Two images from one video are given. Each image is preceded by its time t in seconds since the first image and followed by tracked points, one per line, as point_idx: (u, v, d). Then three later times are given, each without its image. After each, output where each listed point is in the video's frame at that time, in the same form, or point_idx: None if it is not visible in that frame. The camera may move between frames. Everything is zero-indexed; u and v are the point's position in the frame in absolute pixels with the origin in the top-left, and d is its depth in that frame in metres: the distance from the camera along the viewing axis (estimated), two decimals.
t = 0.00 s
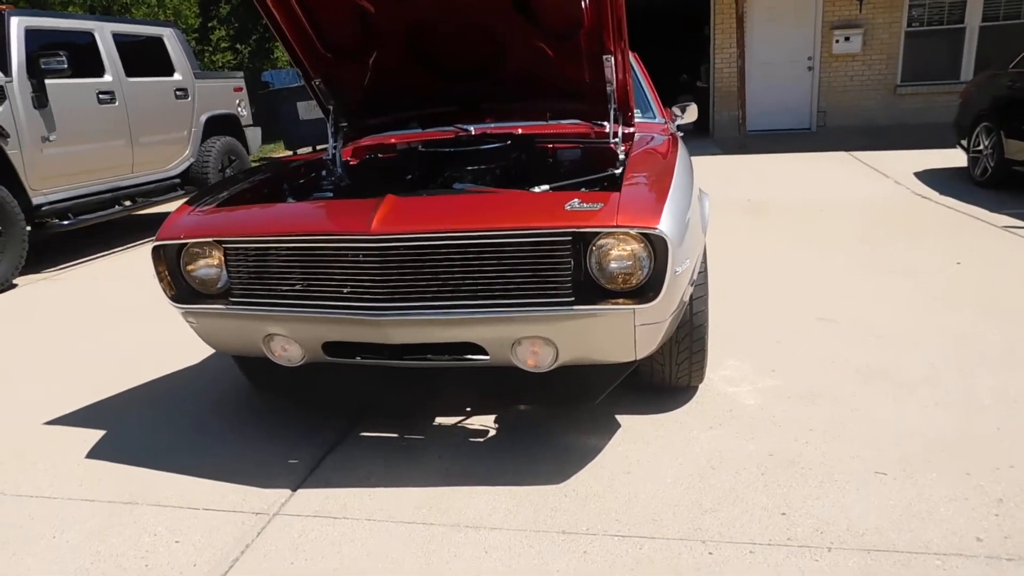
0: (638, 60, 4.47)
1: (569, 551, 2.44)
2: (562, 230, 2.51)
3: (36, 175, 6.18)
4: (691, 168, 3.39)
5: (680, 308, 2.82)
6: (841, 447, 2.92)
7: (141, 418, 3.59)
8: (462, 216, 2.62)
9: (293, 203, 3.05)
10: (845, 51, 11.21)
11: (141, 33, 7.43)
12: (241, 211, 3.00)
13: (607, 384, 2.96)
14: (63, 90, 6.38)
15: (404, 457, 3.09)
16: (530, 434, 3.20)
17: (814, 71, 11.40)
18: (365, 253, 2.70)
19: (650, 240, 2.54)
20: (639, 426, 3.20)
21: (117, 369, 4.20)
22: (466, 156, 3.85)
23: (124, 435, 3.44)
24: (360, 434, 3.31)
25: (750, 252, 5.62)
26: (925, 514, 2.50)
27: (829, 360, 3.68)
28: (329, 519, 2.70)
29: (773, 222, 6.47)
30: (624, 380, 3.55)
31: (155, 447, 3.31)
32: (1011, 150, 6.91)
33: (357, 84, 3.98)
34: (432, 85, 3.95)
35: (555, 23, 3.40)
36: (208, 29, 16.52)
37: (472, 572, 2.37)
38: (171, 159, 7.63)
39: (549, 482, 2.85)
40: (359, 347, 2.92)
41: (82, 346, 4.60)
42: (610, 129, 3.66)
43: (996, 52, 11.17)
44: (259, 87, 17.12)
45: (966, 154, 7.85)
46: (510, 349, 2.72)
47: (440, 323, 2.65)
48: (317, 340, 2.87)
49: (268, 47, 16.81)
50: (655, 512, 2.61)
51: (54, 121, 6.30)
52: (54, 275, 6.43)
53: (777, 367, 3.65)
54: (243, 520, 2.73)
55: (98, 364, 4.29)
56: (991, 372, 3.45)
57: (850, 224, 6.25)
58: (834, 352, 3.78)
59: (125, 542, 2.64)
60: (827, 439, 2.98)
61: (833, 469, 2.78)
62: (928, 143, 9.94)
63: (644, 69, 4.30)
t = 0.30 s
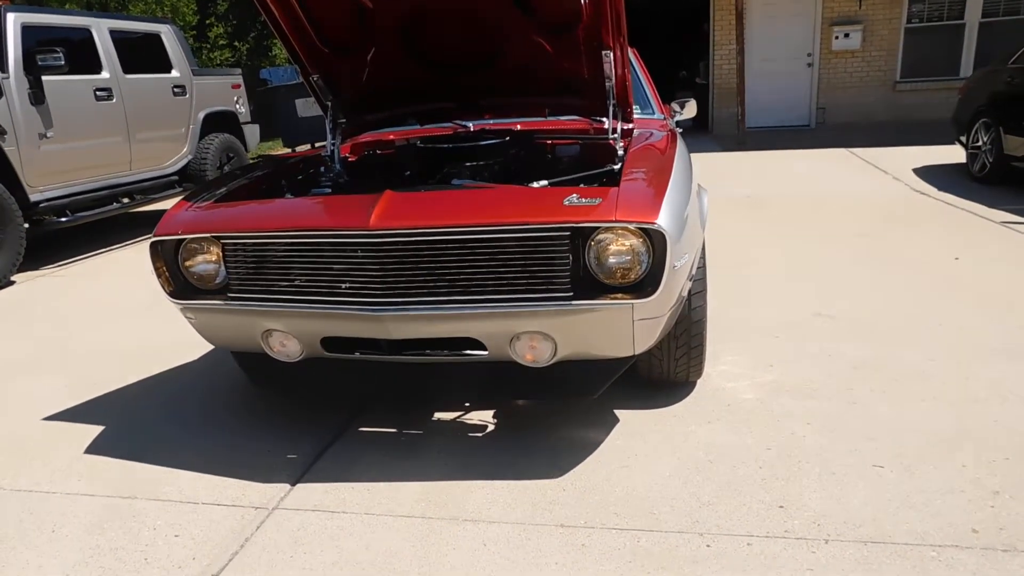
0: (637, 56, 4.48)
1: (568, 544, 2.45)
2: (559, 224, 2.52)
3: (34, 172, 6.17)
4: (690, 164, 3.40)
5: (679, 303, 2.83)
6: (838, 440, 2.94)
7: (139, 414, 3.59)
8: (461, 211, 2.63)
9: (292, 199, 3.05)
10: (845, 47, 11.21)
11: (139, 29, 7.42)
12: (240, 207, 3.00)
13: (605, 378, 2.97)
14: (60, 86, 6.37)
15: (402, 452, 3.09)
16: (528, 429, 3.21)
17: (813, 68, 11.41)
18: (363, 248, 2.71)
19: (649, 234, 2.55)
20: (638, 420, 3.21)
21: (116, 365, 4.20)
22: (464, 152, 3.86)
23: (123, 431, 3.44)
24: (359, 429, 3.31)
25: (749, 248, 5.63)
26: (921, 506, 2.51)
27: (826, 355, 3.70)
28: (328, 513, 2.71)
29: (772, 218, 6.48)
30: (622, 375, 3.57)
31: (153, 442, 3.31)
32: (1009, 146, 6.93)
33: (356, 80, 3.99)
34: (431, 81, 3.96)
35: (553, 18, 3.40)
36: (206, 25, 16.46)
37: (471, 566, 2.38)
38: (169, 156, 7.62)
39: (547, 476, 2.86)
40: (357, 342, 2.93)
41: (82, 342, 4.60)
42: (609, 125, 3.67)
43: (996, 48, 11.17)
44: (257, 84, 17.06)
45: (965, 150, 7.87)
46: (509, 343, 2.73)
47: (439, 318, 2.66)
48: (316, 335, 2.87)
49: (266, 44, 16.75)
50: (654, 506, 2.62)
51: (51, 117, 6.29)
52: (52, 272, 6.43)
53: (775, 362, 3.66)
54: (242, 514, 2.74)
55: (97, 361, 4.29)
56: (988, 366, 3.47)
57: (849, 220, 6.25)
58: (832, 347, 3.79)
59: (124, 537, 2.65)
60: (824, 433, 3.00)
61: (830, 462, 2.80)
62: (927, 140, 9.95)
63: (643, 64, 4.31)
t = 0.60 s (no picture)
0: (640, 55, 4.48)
1: (569, 541, 2.45)
2: (562, 222, 2.52)
3: (36, 169, 6.18)
4: (692, 163, 3.40)
5: (680, 302, 2.83)
6: (839, 440, 2.94)
7: (141, 410, 3.60)
8: (463, 209, 2.63)
9: (294, 196, 3.05)
10: (848, 48, 11.21)
11: (141, 26, 7.42)
12: (242, 203, 3.01)
13: (606, 376, 2.97)
14: (63, 83, 6.38)
15: (403, 449, 3.10)
16: (529, 427, 3.21)
17: (816, 68, 11.42)
18: (365, 245, 2.71)
19: (650, 233, 2.55)
20: (639, 419, 3.22)
21: (117, 362, 4.20)
22: (466, 150, 3.86)
23: (124, 426, 3.44)
24: (360, 426, 3.31)
25: (751, 248, 5.63)
26: (922, 506, 2.51)
27: (828, 355, 3.70)
28: (328, 510, 2.71)
29: (774, 218, 6.48)
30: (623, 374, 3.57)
31: (155, 438, 3.31)
32: (1013, 148, 6.92)
33: (358, 77, 3.99)
34: (434, 79, 3.96)
35: (556, 17, 3.40)
36: (208, 23, 16.44)
37: (471, 563, 2.38)
38: (171, 153, 7.63)
39: (548, 474, 2.86)
40: (359, 340, 2.93)
41: (84, 338, 4.60)
42: (612, 124, 3.66)
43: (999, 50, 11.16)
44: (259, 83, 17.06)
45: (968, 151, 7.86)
46: (510, 341, 2.73)
47: (441, 316, 2.66)
48: (317, 332, 2.88)
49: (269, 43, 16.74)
50: (655, 504, 2.62)
51: (54, 114, 6.30)
52: (54, 269, 6.43)
53: (777, 362, 3.66)
54: (243, 509, 2.74)
55: (98, 357, 4.29)
56: (991, 367, 3.47)
57: (852, 220, 6.25)
58: (834, 347, 3.79)
59: (125, 532, 2.65)
60: (826, 433, 3.00)
61: (831, 461, 2.80)
62: (930, 141, 9.94)
63: (646, 63, 4.31)
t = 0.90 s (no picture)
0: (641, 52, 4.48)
1: (573, 539, 2.46)
2: (565, 219, 2.52)
3: (39, 170, 6.20)
4: (694, 160, 3.40)
5: (684, 298, 2.83)
6: (843, 436, 2.94)
7: (146, 410, 3.61)
8: (465, 207, 2.63)
9: (297, 195, 3.06)
10: (850, 44, 11.19)
11: (143, 27, 7.44)
12: (245, 203, 3.01)
13: (610, 373, 2.97)
14: (66, 84, 6.40)
15: (409, 448, 3.10)
16: (533, 425, 3.22)
17: (818, 64, 11.40)
18: (369, 244, 2.71)
19: (653, 230, 2.55)
20: (643, 416, 3.22)
21: (122, 362, 4.21)
22: (469, 148, 3.86)
23: (129, 427, 3.45)
24: (364, 425, 3.32)
25: (754, 245, 5.62)
26: (927, 501, 2.51)
27: (831, 351, 3.69)
28: (333, 508, 2.72)
29: (777, 215, 6.48)
30: (627, 371, 3.57)
31: (160, 438, 3.32)
32: (1016, 143, 6.91)
33: (360, 76, 3.99)
34: (435, 77, 3.96)
35: (558, 14, 3.40)
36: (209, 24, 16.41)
37: (477, 560, 2.39)
38: (173, 154, 7.64)
39: (552, 472, 2.86)
40: (363, 338, 2.94)
41: (88, 339, 4.62)
42: (614, 121, 3.66)
43: (1002, 44, 11.14)
44: (261, 83, 17.07)
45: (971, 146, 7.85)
46: (513, 339, 2.74)
47: (444, 314, 2.67)
48: (321, 331, 2.88)
49: (270, 43, 16.77)
50: (659, 501, 2.62)
51: (57, 116, 6.32)
52: (58, 270, 6.45)
53: (781, 358, 3.66)
54: (248, 509, 2.75)
55: (103, 358, 4.30)
56: (995, 362, 3.46)
57: (855, 216, 6.25)
58: (838, 343, 3.79)
59: (131, 532, 2.66)
60: (829, 428, 3.00)
61: (835, 457, 2.80)
62: (933, 137, 9.92)
63: (648, 60, 4.30)
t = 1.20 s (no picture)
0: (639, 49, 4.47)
1: (570, 536, 2.45)
2: (561, 215, 2.52)
3: (36, 167, 6.18)
4: (692, 157, 3.39)
5: (680, 295, 2.83)
6: (839, 433, 2.94)
7: (142, 407, 3.60)
8: (461, 204, 2.63)
9: (294, 192, 3.05)
10: (848, 42, 11.19)
11: (140, 24, 7.42)
12: (241, 200, 3.00)
13: (606, 371, 2.96)
14: (62, 81, 6.37)
15: (405, 445, 3.10)
16: (529, 422, 3.21)
17: (816, 62, 11.39)
18: (365, 241, 2.71)
19: (649, 226, 2.54)
20: (639, 413, 3.22)
21: (118, 359, 4.20)
22: (466, 146, 3.86)
23: (125, 424, 3.44)
24: (360, 422, 3.31)
25: (752, 243, 5.62)
26: (923, 499, 2.51)
27: (828, 349, 3.70)
28: (329, 506, 2.71)
29: (774, 213, 6.48)
30: (623, 369, 3.56)
31: (156, 435, 3.32)
32: (1014, 142, 6.92)
33: (357, 73, 3.98)
34: (432, 74, 3.95)
35: (555, 11, 3.39)
36: (207, 21, 16.34)
37: (472, 557, 2.39)
38: (170, 151, 7.63)
39: (549, 469, 2.86)
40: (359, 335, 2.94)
41: (84, 336, 4.61)
42: (611, 118, 3.65)
43: (1001, 43, 11.14)
44: (259, 80, 17.04)
45: (969, 145, 7.85)
46: (509, 336, 2.73)
47: (440, 311, 2.66)
48: (317, 328, 2.88)
49: (268, 40, 16.73)
50: (655, 498, 2.62)
51: (53, 112, 6.30)
52: (54, 267, 6.43)
53: (777, 356, 3.66)
54: (244, 506, 2.75)
55: (98, 355, 4.28)
56: (992, 360, 3.47)
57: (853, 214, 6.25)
58: (835, 341, 3.79)
59: (127, 529, 2.65)
60: (826, 426, 3.00)
61: (832, 455, 2.80)
62: (931, 135, 9.93)
63: (646, 57, 4.29)
